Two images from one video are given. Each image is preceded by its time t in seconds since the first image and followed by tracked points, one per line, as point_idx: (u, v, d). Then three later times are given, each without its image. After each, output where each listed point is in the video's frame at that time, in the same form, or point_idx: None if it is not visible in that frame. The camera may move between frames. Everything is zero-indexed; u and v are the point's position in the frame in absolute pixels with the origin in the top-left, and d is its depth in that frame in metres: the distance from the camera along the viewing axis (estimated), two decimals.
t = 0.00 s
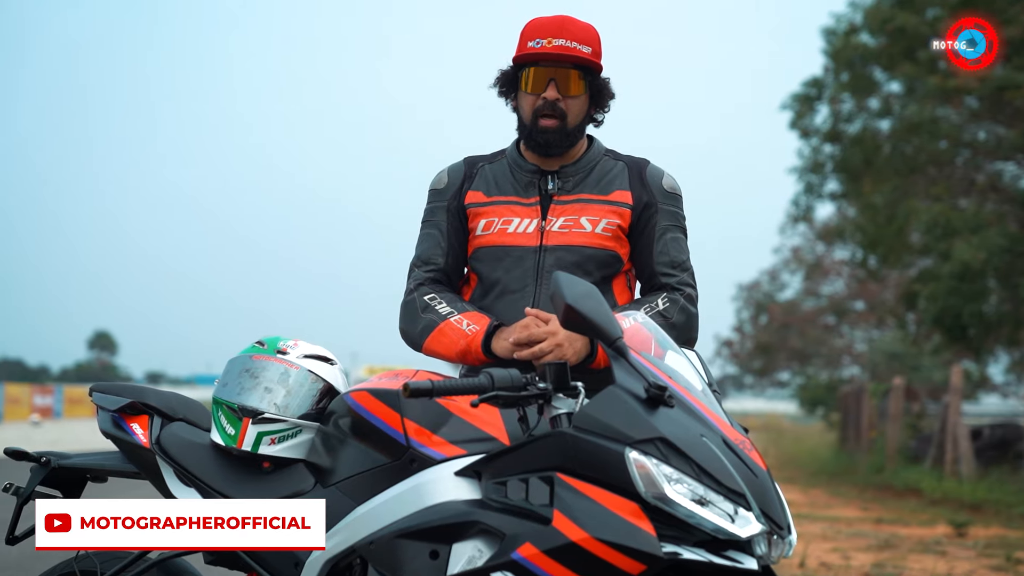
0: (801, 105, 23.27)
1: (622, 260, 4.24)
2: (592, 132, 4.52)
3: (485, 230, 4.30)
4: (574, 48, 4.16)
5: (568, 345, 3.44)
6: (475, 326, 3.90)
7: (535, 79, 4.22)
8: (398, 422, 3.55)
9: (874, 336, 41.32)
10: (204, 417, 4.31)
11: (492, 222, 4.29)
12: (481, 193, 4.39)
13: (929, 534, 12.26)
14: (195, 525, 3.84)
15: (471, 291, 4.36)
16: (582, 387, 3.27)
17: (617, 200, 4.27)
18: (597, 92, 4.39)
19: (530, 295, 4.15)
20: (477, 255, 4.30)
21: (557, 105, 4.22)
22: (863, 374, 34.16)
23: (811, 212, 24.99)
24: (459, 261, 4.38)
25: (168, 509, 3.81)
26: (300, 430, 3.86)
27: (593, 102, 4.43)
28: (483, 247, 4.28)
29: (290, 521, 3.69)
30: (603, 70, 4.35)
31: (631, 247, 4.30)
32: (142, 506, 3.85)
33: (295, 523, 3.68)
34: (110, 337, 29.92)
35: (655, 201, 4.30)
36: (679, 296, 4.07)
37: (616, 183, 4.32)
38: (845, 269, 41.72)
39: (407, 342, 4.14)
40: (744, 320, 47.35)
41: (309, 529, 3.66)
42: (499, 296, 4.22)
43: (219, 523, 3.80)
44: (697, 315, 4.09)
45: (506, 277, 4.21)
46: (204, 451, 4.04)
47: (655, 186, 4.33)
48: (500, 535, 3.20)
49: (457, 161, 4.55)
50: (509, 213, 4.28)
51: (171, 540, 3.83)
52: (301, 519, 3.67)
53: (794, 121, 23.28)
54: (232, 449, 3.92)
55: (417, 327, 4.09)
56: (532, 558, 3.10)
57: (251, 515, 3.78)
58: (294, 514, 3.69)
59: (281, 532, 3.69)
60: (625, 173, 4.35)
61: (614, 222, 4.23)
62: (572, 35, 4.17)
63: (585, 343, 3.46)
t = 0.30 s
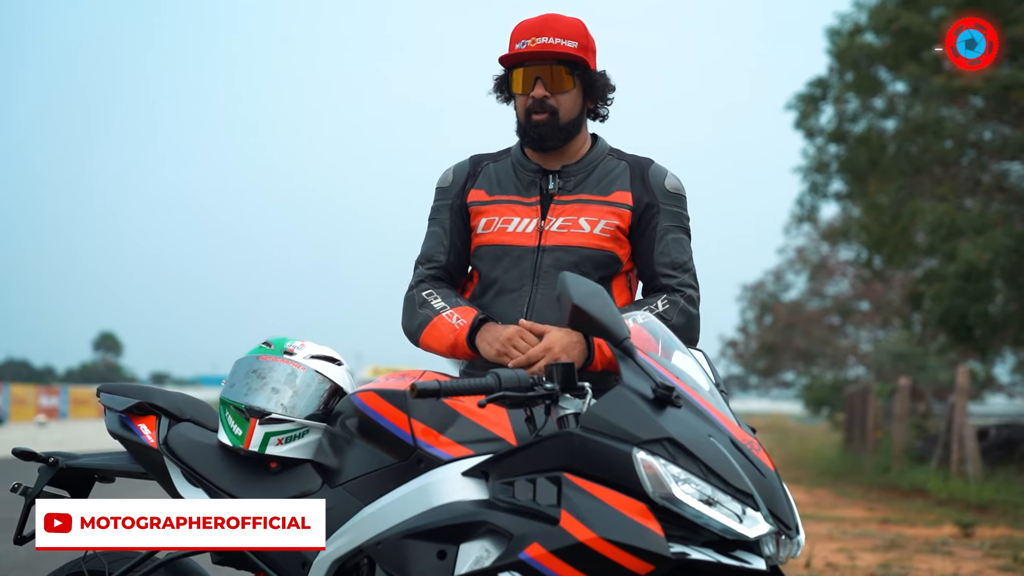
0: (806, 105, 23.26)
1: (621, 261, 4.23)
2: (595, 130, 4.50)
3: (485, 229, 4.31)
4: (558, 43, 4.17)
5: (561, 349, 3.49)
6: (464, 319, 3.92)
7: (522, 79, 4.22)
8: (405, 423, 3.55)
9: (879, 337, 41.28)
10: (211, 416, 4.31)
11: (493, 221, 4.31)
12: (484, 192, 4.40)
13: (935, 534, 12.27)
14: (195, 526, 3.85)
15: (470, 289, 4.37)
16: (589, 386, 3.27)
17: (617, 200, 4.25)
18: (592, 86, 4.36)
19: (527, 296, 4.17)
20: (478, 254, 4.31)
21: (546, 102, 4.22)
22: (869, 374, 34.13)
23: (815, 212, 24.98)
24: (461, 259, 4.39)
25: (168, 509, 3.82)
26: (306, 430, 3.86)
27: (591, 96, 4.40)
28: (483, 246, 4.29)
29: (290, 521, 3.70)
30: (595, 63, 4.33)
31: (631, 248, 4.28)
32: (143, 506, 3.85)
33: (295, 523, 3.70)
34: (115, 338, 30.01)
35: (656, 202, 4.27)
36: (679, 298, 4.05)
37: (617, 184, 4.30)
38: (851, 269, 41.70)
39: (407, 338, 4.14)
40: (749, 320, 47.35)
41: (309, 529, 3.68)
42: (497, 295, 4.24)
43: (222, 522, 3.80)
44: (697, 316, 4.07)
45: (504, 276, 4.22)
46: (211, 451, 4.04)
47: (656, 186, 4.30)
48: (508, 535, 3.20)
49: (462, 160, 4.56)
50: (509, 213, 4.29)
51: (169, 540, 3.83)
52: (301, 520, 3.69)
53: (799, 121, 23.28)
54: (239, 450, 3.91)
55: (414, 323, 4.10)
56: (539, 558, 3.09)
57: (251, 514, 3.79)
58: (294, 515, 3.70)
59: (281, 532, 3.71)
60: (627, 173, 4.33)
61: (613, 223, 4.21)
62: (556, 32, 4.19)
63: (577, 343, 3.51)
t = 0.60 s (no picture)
0: (810, 104, 23.24)
1: (604, 261, 4.20)
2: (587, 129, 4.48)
3: (473, 228, 4.34)
4: (541, 47, 4.18)
5: (548, 317, 3.50)
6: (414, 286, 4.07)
7: (509, 83, 4.23)
8: (413, 424, 3.54)
9: (882, 337, 41.25)
10: (219, 418, 4.31)
11: (480, 220, 4.33)
12: (474, 192, 4.43)
13: (940, 535, 12.25)
14: (195, 520, 3.87)
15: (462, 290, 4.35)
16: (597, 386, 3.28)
17: (602, 201, 4.22)
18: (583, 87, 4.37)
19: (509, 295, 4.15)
20: (467, 252, 4.33)
21: (534, 105, 4.23)
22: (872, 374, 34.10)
23: (819, 212, 24.95)
24: (450, 257, 4.54)
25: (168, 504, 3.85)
26: (314, 431, 3.86)
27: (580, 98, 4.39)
28: (471, 245, 4.32)
29: (290, 516, 3.73)
30: (582, 64, 4.32)
31: (616, 247, 4.24)
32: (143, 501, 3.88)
33: (295, 518, 3.73)
34: (118, 338, 30.05)
35: (642, 201, 4.22)
36: (664, 292, 4.03)
37: (602, 184, 4.26)
38: (854, 269, 41.66)
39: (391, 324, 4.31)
40: (753, 320, 47.32)
41: (309, 524, 3.71)
42: (487, 292, 4.20)
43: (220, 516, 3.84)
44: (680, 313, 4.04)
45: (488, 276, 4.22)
46: (219, 452, 4.04)
47: (643, 187, 4.25)
48: (516, 536, 3.20)
49: (459, 160, 4.62)
50: (495, 212, 4.31)
51: (167, 535, 3.85)
52: (301, 514, 3.72)
53: (802, 121, 23.25)
54: (246, 451, 3.91)
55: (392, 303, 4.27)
56: (547, 559, 3.09)
57: (250, 509, 3.81)
58: (294, 509, 3.73)
59: (280, 526, 3.73)
60: (614, 173, 4.29)
61: (596, 223, 4.18)
62: (540, 36, 4.20)
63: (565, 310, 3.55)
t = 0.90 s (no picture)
0: (813, 104, 23.21)
1: (568, 257, 4.21)
2: (555, 132, 4.56)
3: (443, 228, 4.40)
4: (516, 47, 4.27)
5: (490, 295, 3.64)
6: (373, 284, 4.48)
7: (484, 83, 4.32)
8: (422, 424, 3.53)
9: (885, 336, 41.23)
10: (226, 417, 4.31)
11: (449, 221, 4.40)
12: (444, 194, 4.51)
13: (944, 535, 12.23)
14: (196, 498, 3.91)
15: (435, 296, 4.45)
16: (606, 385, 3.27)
17: (565, 198, 4.25)
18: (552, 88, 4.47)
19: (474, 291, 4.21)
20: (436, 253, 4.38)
21: (509, 104, 4.32)
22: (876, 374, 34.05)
23: (823, 212, 24.92)
24: (420, 262, 4.61)
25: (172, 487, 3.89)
26: (322, 431, 3.85)
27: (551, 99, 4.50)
28: (440, 245, 4.37)
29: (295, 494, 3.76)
30: (554, 65, 4.44)
31: (579, 244, 4.24)
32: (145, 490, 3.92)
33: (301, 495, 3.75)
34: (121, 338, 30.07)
35: (604, 198, 4.23)
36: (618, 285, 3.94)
37: (566, 183, 4.30)
38: (858, 269, 41.63)
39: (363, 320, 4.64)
40: (756, 320, 47.29)
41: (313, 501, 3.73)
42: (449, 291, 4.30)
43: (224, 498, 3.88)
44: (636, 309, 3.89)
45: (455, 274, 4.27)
46: (228, 453, 4.02)
47: (607, 183, 4.26)
48: (525, 537, 3.19)
49: (433, 169, 4.75)
50: (464, 212, 4.37)
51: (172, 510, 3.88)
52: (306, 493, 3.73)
53: (806, 120, 23.21)
54: (255, 451, 3.89)
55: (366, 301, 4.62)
56: (556, 561, 3.08)
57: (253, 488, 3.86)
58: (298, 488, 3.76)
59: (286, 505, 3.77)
60: (579, 173, 4.33)
61: (559, 220, 4.20)
62: (514, 38, 4.29)
63: (508, 285, 3.70)
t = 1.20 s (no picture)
0: (817, 104, 23.19)
1: (533, 261, 4.24)
2: (516, 138, 4.63)
3: (410, 236, 4.45)
4: (467, 55, 4.33)
5: (471, 285, 3.66)
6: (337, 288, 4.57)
7: (440, 92, 4.39)
8: (430, 424, 3.53)
9: (888, 336, 41.20)
10: (233, 418, 4.30)
11: (415, 229, 4.45)
12: (411, 203, 4.59)
13: (948, 534, 12.19)
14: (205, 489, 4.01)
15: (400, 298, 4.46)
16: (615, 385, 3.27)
17: (527, 202, 4.29)
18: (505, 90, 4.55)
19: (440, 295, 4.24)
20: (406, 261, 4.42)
21: (467, 110, 4.39)
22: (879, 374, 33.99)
23: (827, 211, 24.90)
24: (387, 270, 4.69)
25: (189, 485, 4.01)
26: (330, 431, 3.85)
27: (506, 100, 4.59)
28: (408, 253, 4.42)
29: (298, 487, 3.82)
30: (506, 68, 4.52)
31: (544, 247, 4.28)
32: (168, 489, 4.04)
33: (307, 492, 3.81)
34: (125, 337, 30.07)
35: (567, 202, 4.27)
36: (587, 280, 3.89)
37: (529, 187, 4.36)
38: (861, 268, 41.59)
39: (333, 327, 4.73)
40: (760, 319, 47.25)
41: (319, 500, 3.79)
42: (419, 295, 4.30)
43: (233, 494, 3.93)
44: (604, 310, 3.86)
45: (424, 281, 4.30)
46: (235, 454, 4.02)
47: (569, 188, 4.31)
48: (533, 538, 3.18)
49: (398, 183, 4.83)
50: (429, 219, 4.42)
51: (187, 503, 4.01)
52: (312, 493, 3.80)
53: (810, 120, 23.18)
54: (263, 451, 3.88)
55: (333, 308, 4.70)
56: (565, 561, 3.07)
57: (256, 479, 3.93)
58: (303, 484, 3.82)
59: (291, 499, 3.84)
60: (541, 178, 4.38)
61: (522, 223, 4.24)
62: (463, 46, 4.36)
63: (487, 277, 3.72)
